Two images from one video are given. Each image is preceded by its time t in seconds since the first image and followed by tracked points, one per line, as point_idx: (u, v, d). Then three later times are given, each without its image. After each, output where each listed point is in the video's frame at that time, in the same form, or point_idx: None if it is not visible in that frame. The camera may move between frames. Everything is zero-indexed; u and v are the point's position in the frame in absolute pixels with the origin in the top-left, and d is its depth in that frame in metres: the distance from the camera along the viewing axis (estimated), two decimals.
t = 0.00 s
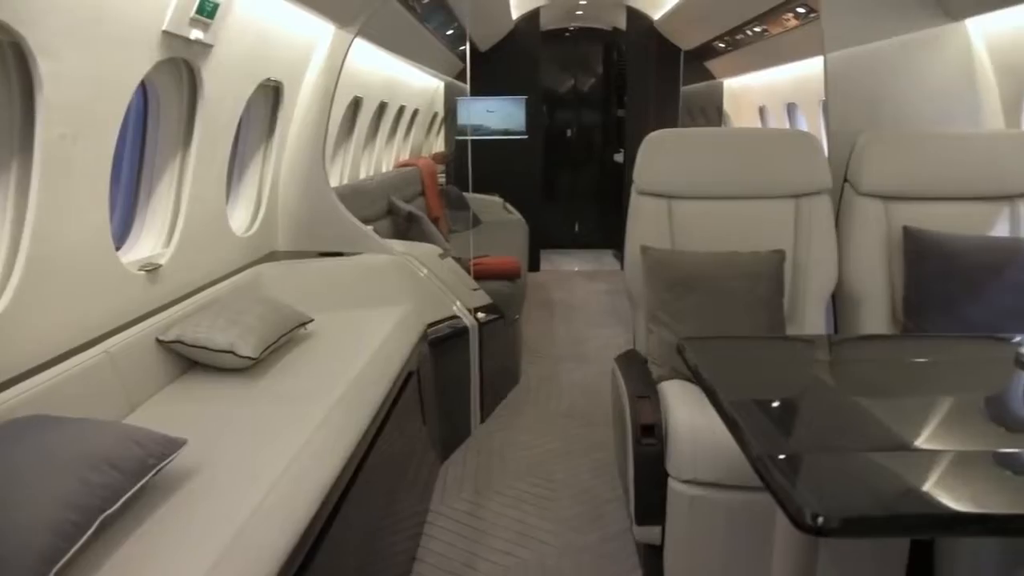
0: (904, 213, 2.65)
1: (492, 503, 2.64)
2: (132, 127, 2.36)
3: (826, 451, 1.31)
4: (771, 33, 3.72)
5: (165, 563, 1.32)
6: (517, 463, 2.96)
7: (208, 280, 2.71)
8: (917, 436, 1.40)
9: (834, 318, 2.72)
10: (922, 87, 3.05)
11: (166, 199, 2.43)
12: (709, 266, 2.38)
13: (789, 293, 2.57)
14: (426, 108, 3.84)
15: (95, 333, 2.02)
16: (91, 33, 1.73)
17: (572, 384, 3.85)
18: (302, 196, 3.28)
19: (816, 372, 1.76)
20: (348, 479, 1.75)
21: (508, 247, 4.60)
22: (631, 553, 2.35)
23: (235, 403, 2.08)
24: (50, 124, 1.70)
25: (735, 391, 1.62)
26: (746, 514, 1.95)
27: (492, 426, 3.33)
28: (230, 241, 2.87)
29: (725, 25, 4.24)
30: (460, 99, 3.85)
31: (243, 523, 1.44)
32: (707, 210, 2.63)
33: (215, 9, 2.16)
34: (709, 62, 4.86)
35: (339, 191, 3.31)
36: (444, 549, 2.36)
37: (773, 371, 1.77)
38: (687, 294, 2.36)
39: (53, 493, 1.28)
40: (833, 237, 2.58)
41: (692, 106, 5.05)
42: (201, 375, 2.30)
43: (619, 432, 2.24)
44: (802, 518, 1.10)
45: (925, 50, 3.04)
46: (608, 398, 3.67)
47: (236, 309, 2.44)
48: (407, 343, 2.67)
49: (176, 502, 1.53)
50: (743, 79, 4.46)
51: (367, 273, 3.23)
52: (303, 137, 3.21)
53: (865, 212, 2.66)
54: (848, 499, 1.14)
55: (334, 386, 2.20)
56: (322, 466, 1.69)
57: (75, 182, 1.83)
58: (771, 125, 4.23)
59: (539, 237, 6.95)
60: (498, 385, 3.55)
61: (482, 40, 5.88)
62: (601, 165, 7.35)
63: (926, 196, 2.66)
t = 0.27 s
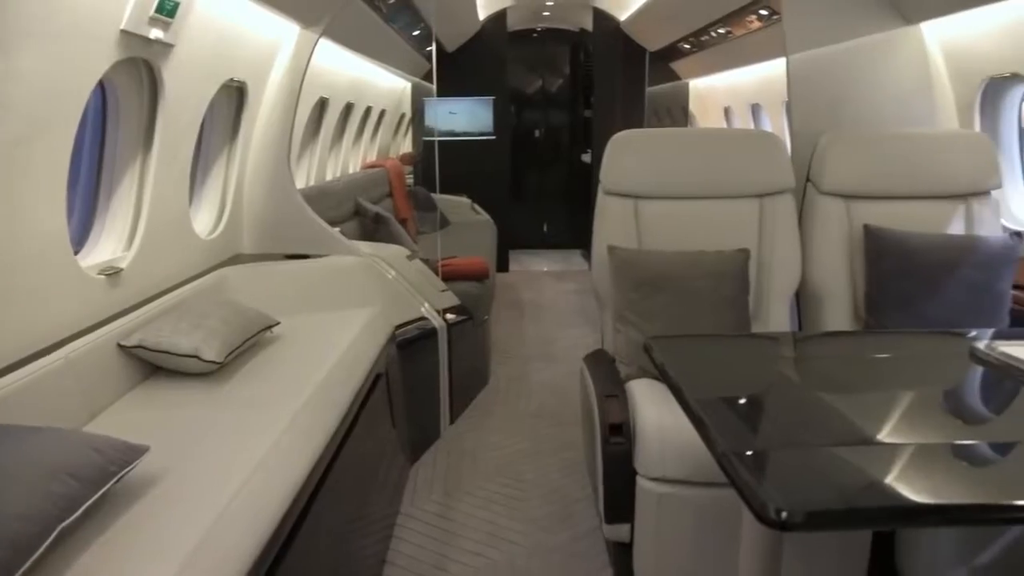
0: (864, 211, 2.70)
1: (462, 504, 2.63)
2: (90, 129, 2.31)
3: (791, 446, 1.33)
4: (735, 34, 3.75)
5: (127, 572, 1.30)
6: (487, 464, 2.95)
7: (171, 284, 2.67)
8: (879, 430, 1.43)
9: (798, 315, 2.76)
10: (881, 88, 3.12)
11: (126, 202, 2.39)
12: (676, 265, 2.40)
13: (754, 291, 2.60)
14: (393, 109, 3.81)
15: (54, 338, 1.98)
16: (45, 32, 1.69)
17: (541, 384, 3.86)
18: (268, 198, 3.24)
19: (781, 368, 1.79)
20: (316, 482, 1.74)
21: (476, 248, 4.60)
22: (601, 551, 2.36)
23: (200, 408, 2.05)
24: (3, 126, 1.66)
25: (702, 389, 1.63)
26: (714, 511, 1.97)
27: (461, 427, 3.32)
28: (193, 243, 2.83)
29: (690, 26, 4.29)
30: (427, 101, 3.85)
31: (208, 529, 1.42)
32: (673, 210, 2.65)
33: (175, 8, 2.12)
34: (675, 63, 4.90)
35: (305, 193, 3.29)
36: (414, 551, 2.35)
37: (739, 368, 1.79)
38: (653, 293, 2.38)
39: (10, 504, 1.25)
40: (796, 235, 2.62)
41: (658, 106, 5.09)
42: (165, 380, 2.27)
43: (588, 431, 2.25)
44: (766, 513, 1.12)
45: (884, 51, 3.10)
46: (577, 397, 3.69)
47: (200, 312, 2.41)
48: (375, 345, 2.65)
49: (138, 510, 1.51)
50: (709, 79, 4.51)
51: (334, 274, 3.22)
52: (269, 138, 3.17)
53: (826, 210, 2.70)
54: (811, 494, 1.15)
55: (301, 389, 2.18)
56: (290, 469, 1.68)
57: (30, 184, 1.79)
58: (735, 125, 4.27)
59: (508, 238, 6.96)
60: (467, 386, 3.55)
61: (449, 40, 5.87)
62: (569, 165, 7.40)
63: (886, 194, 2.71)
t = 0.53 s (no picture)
0: (822, 209, 2.75)
1: (429, 507, 2.62)
2: (41, 131, 2.25)
3: (754, 443, 1.35)
4: (695, 35, 3.80)
5: None
6: (454, 465, 2.95)
7: (128, 288, 2.62)
8: (838, 424, 1.45)
9: (758, 313, 2.79)
10: (837, 89, 3.18)
11: (80, 205, 2.34)
12: (638, 264, 2.42)
13: (716, 289, 2.63)
14: (355, 110, 3.77)
15: (6, 345, 1.93)
16: None
17: (507, 385, 3.87)
18: (228, 199, 3.19)
19: (743, 365, 1.81)
20: (280, 487, 1.71)
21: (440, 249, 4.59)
22: (568, 550, 2.36)
23: (159, 414, 2.01)
24: None
25: (665, 387, 1.64)
26: (678, 507, 1.99)
27: (427, 429, 3.31)
28: (151, 247, 2.78)
29: (651, 27, 4.33)
30: (389, 101, 3.85)
31: (167, 537, 1.40)
32: (634, 209, 2.67)
33: (129, 6, 2.07)
34: (637, 64, 4.94)
35: (266, 195, 3.25)
36: (380, 554, 2.34)
37: (702, 366, 1.80)
38: (616, 293, 2.39)
39: None
40: (755, 234, 2.66)
41: (621, 106, 5.13)
42: (122, 387, 2.23)
43: (553, 431, 2.26)
44: (726, 508, 1.13)
45: (839, 53, 3.16)
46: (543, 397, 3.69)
47: (159, 317, 2.36)
48: (338, 347, 2.63)
49: (95, 520, 1.47)
50: (670, 80, 4.55)
51: (297, 278, 3.20)
52: (228, 139, 3.13)
53: (785, 209, 2.74)
54: (771, 489, 1.17)
55: (263, 392, 2.15)
56: (252, 474, 1.66)
57: None
58: (697, 125, 4.32)
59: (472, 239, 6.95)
60: (432, 387, 3.54)
61: (411, 41, 5.85)
62: (533, 167, 7.41)
63: (842, 193, 2.76)
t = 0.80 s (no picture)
0: (789, 208, 2.78)
1: (402, 509, 2.61)
2: None
3: (724, 440, 1.36)
4: (663, 37, 3.83)
5: None
6: (426, 467, 2.94)
7: (91, 293, 2.58)
8: (807, 420, 1.47)
9: (727, 310, 2.82)
10: (802, 89, 3.22)
11: (39, 208, 2.29)
12: (608, 264, 2.43)
13: (685, 288, 2.65)
14: (325, 110, 3.54)
15: None
16: None
17: (478, 385, 3.86)
18: (195, 200, 3.16)
19: (713, 363, 1.83)
20: (248, 492, 1.69)
21: (411, 250, 4.58)
22: (541, 550, 2.37)
23: (124, 420, 1.98)
24: None
25: (636, 386, 1.65)
26: (650, 505, 2.00)
27: (398, 431, 3.29)
28: (114, 250, 2.73)
29: (620, 28, 4.35)
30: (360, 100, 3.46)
31: (133, 545, 1.37)
32: (603, 209, 2.68)
33: (89, 5, 2.04)
34: (607, 65, 4.96)
35: (234, 198, 3.22)
36: (352, 558, 2.32)
37: (673, 365, 1.81)
38: (586, 292, 2.40)
39: None
40: (723, 233, 2.68)
41: (591, 107, 5.15)
42: (86, 392, 2.19)
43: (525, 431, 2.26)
44: (695, 505, 1.14)
45: (803, 55, 3.21)
46: (515, 397, 3.70)
47: (123, 321, 2.32)
48: (308, 349, 2.61)
49: (57, 530, 1.44)
50: (640, 81, 4.57)
51: (267, 279, 3.16)
52: (195, 139, 3.09)
53: (753, 207, 2.77)
54: (739, 485, 1.18)
55: (231, 397, 2.12)
56: (219, 479, 1.64)
57: None
58: (666, 126, 4.35)
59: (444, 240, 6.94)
60: (404, 389, 3.52)
61: (380, 41, 5.82)
62: (504, 168, 7.41)
63: (808, 192, 2.80)
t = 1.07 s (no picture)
0: (756, 207, 2.81)
1: (373, 511, 2.60)
2: None
3: (695, 437, 1.37)
4: (633, 37, 3.85)
5: None
6: (398, 469, 2.92)
7: (53, 296, 2.53)
8: (776, 416, 1.49)
9: (696, 308, 2.85)
10: (768, 90, 3.26)
11: None
12: (578, 263, 2.44)
13: (654, 287, 2.67)
14: (293, 110, 3.70)
15: None
16: None
17: (450, 386, 3.85)
18: (162, 201, 3.08)
19: (683, 361, 1.85)
20: (215, 499, 1.67)
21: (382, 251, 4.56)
22: (514, 549, 2.37)
23: (87, 426, 1.95)
24: None
25: (606, 386, 1.66)
26: (622, 503, 2.01)
27: (369, 433, 3.27)
28: (77, 252, 2.68)
29: (590, 28, 4.37)
30: (328, 102, 3.69)
31: (96, 553, 1.35)
32: (573, 209, 2.69)
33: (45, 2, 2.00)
34: (576, 65, 4.97)
35: (201, 198, 3.15)
36: (323, 561, 2.31)
37: (643, 363, 1.83)
38: (555, 292, 2.40)
39: None
40: (691, 232, 2.70)
41: (561, 107, 5.16)
42: (48, 398, 2.15)
43: (496, 431, 2.27)
44: (664, 503, 1.14)
45: (769, 55, 3.25)
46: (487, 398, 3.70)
47: (87, 325, 2.29)
48: (276, 352, 2.58)
49: (17, 539, 1.41)
50: (610, 80, 4.61)
51: (235, 281, 3.12)
52: (158, 140, 3.02)
53: (720, 206, 2.80)
54: (708, 482, 1.19)
55: (198, 401, 2.10)
56: (186, 485, 1.62)
57: None
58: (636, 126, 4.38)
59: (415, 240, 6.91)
60: (375, 391, 3.51)
61: (348, 41, 5.78)
62: (475, 168, 7.41)
63: (774, 191, 2.83)
